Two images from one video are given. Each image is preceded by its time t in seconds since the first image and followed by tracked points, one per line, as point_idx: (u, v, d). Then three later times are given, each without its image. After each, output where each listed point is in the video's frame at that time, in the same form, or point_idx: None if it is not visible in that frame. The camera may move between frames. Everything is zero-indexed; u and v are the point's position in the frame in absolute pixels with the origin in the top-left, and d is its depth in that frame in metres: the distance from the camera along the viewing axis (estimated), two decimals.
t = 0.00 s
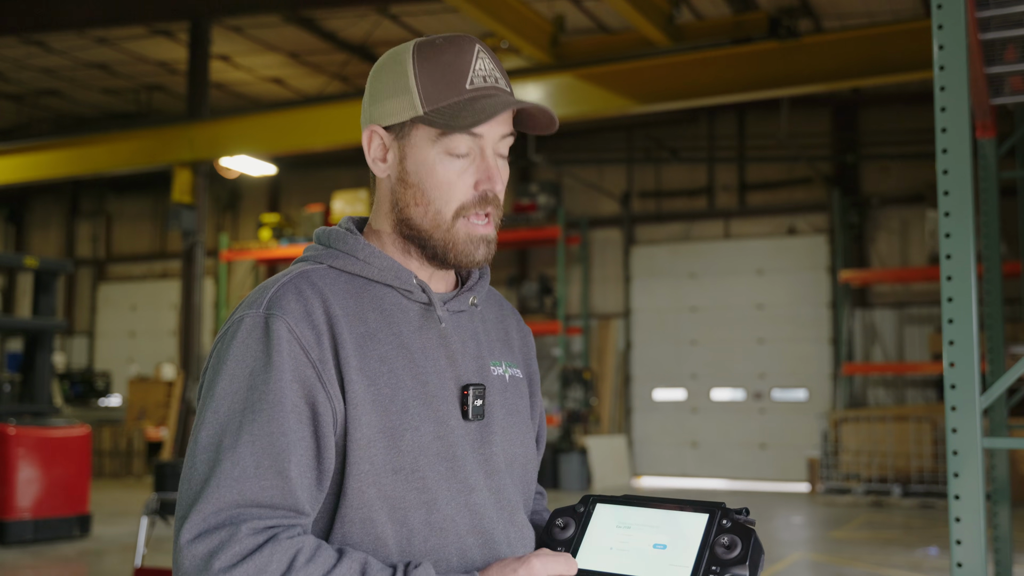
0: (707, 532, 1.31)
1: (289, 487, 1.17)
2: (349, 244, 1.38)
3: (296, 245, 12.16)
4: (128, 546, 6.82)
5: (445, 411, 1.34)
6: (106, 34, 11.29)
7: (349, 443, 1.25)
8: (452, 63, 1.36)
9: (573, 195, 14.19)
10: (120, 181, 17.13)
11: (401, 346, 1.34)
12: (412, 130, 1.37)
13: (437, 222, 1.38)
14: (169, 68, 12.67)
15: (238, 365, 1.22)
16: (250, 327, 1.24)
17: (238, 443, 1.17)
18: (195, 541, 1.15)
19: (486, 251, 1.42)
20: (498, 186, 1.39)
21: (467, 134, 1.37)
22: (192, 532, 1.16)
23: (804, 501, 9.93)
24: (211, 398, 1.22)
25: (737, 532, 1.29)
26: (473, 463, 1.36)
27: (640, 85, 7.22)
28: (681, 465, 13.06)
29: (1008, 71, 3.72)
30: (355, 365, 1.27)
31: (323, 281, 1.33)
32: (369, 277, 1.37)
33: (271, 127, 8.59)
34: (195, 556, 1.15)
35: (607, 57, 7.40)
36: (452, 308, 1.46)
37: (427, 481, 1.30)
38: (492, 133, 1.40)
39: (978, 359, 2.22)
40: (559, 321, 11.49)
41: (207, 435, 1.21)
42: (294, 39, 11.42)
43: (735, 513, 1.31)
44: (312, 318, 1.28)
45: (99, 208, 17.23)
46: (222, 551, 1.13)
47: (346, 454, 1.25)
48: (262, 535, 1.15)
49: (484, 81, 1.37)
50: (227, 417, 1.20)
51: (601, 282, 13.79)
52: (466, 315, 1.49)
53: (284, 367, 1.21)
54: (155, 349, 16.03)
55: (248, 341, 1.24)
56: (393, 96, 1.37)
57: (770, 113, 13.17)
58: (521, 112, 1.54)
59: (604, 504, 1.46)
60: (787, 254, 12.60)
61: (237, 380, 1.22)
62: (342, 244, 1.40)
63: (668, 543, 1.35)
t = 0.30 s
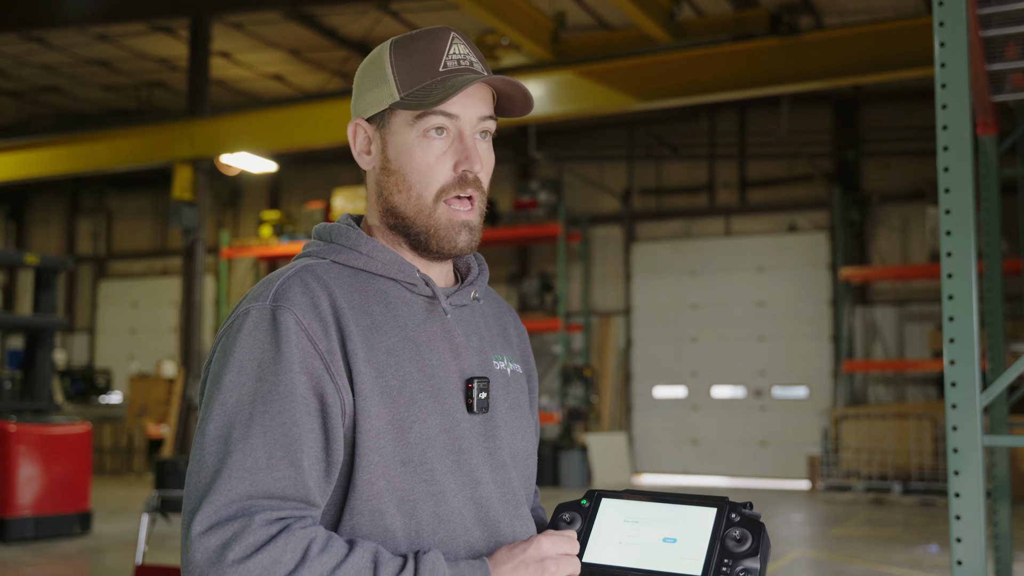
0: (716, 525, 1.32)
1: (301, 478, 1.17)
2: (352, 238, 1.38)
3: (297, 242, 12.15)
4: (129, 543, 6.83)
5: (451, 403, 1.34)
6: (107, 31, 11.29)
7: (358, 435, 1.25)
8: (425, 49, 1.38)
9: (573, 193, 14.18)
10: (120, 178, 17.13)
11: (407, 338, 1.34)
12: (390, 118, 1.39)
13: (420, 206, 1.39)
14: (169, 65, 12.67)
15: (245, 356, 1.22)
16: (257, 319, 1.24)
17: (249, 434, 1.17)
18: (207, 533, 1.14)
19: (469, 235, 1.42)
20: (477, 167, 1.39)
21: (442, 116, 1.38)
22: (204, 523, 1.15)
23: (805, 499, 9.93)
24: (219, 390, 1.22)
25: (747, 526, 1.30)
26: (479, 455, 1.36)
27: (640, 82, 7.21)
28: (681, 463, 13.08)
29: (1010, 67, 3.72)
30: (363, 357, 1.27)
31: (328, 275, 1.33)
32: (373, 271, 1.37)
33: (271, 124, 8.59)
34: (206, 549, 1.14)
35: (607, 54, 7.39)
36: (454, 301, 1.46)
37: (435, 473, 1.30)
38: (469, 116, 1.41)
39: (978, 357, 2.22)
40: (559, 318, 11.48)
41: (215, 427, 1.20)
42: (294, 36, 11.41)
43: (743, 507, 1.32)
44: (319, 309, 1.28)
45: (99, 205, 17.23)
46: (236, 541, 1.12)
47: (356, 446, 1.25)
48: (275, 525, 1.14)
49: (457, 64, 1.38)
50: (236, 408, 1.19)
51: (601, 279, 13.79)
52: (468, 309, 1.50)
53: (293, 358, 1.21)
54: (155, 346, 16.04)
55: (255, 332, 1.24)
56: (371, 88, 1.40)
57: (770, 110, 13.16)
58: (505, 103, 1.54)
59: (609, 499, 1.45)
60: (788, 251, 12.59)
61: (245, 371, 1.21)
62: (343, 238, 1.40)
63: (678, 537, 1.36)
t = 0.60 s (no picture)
0: (720, 512, 1.32)
1: (297, 476, 1.17)
2: (347, 241, 1.39)
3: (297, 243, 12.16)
4: (129, 544, 6.83)
5: (449, 401, 1.34)
6: (107, 32, 11.30)
7: (356, 434, 1.25)
8: (406, 51, 1.38)
9: (573, 193, 14.19)
10: (121, 179, 17.14)
11: (403, 338, 1.34)
12: (375, 119, 1.39)
13: (406, 205, 1.39)
14: (170, 65, 12.67)
15: (240, 359, 1.22)
16: (252, 321, 1.25)
17: (246, 434, 1.17)
18: (205, 534, 1.14)
19: (457, 232, 1.42)
20: (460, 164, 1.38)
21: (425, 116, 1.38)
22: (202, 523, 1.15)
23: (805, 500, 9.92)
24: (215, 392, 1.22)
25: (751, 511, 1.29)
26: (476, 453, 1.36)
27: (641, 83, 7.21)
28: (681, 463, 13.08)
29: (1010, 69, 3.72)
30: (358, 357, 1.27)
31: (323, 278, 1.34)
32: (368, 273, 1.38)
33: (271, 125, 8.59)
34: (205, 549, 1.14)
35: (607, 55, 7.39)
36: (451, 300, 1.46)
37: (432, 471, 1.29)
38: (453, 114, 1.40)
39: (978, 358, 2.22)
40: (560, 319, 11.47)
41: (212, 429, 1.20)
42: (295, 37, 11.41)
43: (746, 493, 1.31)
44: (313, 311, 1.28)
45: (100, 206, 17.24)
46: (234, 538, 1.12)
47: (353, 445, 1.25)
48: (270, 517, 1.14)
49: (438, 63, 1.37)
50: (232, 409, 1.19)
51: (601, 279, 13.79)
52: (465, 308, 1.50)
53: (288, 358, 1.21)
54: (155, 347, 16.04)
55: (250, 336, 1.24)
56: (358, 91, 1.41)
57: (770, 111, 13.16)
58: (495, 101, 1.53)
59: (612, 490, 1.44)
60: (788, 251, 12.59)
61: (240, 374, 1.21)
62: (340, 241, 1.41)
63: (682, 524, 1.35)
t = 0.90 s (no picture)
0: (721, 511, 1.32)
1: (287, 476, 1.18)
2: (347, 244, 1.40)
3: (298, 244, 12.17)
4: (129, 545, 6.83)
5: (445, 404, 1.34)
6: (109, 33, 11.31)
7: (347, 435, 1.25)
8: (394, 51, 1.38)
9: (573, 195, 14.20)
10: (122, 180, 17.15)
11: (399, 342, 1.34)
12: (368, 121, 1.42)
13: (393, 204, 1.40)
14: (172, 66, 12.69)
15: (236, 363, 1.24)
16: (246, 326, 1.25)
17: (236, 436, 1.18)
18: (196, 532, 1.17)
19: (442, 231, 1.41)
20: (442, 162, 1.37)
21: (410, 116, 1.39)
22: (195, 522, 1.17)
23: (805, 503, 9.91)
24: (211, 395, 1.24)
25: (752, 511, 1.30)
26: (474, 455, 1.36)
27: (641, 84, 7.21)
28: (681, 466, 13.07)
29: (1011, 72, 3.72)
30: (352, 359, 1.27)
31: (321, 282, 1.34)
32: (368, 276, 1.38)
33: (273, 126, 8.60)
34: (197, 547, 1.17)
35: (608, 57, 7.39)
36: (453, 304, 1.46)
37: (426, 472, 1.30)
38: (438, 113, 1.40)
39: (980, 361, 2.22)
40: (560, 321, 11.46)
41: (207, 431, 1.22)
42: (296, 38, 11.42)
43: (749, 493, 1.32)
44: (307, 315, 1.28)
45: (100, 206, 17.25)
46: (221, 534, 1.14)
47: (345, 446, 1.25)
48: (255, 511, 1.15)
49: (424, 63, 1.37)
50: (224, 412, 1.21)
51: (602, 282, 13.79)
52: (469, 311, 1.49)
53: (280, 362, 1.22)
54: (155, 348, 16.04)
55: (245, 340, 1.25)
56: (356, 94, 1.45)
57: (772, 114, 13.15)
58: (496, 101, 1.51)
59: (615, 492, 1.46)
60: (788, 254, 12.59)
61: (234, 377, 1.23)
62: (341, 246, 1.41)
63: (682, 524, 1.36)
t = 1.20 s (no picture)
0: (720, 527, 1.31)
1: (284, 478, 1.19)
2: (358, 244, 1.41)
3: (298, 245, 12.16)
4: (129, 545, 6.83)
5: (448, 406, 1.33)
6: (110, 33, 11.31)
7: (348, 435, 1.26)
8: (401, 54, 1.39)
9: (573, 196, 14.20)
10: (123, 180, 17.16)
11: (404, 342, 1.34)
12: (377, 123, 1.43)
13: (399, 206, 1.41)
14: (172, 67, 12.69)
15: (240, 360, 1.26)
16: (252, 324, 1.27)
17: (236, 435, 1.20)
18: (196, 529, 1.19)
19: (447, 232, 1.41)
20: (446, 167, 1.38)
21: (415, 119, 1.40)
22: (194, 520, 1.20)
23: (805, 505, 9.90)
24: (216, 392, 1.26)
25: (749, 529, 1.29)
26: (477, 459, 1.35)
27: (642, 86, 7.21)
28: (682, 467, 13.06)
29: (1013, 74, 3.72)
30: (354, 361, 1.28)
31: (329, 282, 1.35)
32: (376, 275, 1.38)
33: (273, 127, 8.60)
34: (196, 543, 1.19)
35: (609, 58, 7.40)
36: (462, 305, 1.45)
37: (426, 474, 1.30)
38: (444, 118, 1.40)
39: (980, 363, 2.22)
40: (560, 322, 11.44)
41: (211, 429, 1.25)
42: (297, 39, 11.43)
43: (750, 510, 1.31)
44: (312, 315, 1.29)
45: (101, 207, 17.25)
46: (218, 535, 1.17)
47: (345, 447, 1.26)
48: (254, 518, 1.17)
49: (430, 68, 1.37)
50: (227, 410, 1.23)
51: (602, 283, 13.80)
52: (478, 313, 1.48)
53: (281, 362, 1.23)
54: (155, 348, 16.05)
55: (250, 338, 1.27)
56: (368, 95, 1.46)
57: (772, 115, 13.15)
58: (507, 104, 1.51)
59: (618, 500, 1.45)
60: (789, 255, 12.59)
61: (238, 377, 1.25)
62: (352, 245, 1.42)
63: (680, 537, 1.35)
